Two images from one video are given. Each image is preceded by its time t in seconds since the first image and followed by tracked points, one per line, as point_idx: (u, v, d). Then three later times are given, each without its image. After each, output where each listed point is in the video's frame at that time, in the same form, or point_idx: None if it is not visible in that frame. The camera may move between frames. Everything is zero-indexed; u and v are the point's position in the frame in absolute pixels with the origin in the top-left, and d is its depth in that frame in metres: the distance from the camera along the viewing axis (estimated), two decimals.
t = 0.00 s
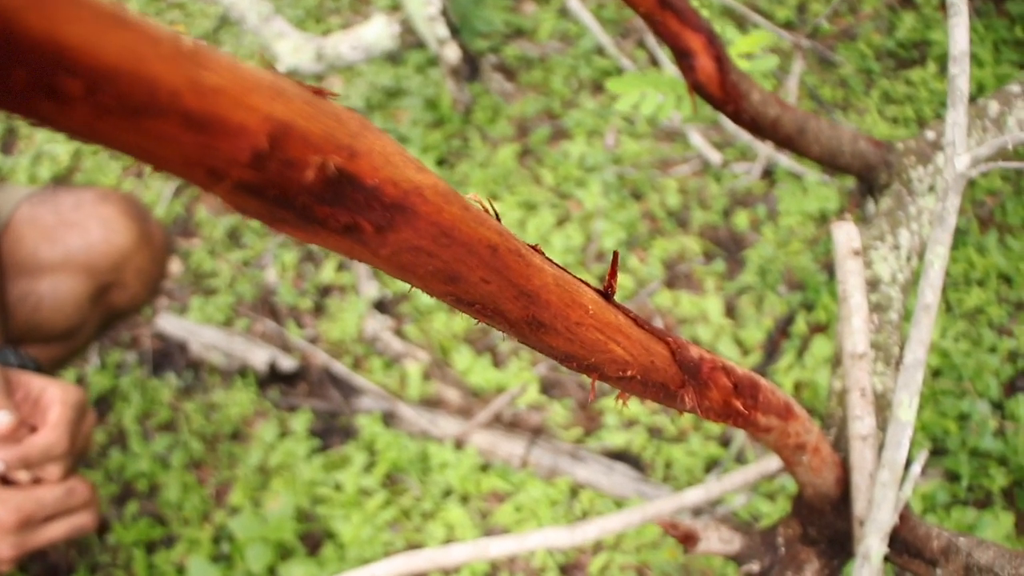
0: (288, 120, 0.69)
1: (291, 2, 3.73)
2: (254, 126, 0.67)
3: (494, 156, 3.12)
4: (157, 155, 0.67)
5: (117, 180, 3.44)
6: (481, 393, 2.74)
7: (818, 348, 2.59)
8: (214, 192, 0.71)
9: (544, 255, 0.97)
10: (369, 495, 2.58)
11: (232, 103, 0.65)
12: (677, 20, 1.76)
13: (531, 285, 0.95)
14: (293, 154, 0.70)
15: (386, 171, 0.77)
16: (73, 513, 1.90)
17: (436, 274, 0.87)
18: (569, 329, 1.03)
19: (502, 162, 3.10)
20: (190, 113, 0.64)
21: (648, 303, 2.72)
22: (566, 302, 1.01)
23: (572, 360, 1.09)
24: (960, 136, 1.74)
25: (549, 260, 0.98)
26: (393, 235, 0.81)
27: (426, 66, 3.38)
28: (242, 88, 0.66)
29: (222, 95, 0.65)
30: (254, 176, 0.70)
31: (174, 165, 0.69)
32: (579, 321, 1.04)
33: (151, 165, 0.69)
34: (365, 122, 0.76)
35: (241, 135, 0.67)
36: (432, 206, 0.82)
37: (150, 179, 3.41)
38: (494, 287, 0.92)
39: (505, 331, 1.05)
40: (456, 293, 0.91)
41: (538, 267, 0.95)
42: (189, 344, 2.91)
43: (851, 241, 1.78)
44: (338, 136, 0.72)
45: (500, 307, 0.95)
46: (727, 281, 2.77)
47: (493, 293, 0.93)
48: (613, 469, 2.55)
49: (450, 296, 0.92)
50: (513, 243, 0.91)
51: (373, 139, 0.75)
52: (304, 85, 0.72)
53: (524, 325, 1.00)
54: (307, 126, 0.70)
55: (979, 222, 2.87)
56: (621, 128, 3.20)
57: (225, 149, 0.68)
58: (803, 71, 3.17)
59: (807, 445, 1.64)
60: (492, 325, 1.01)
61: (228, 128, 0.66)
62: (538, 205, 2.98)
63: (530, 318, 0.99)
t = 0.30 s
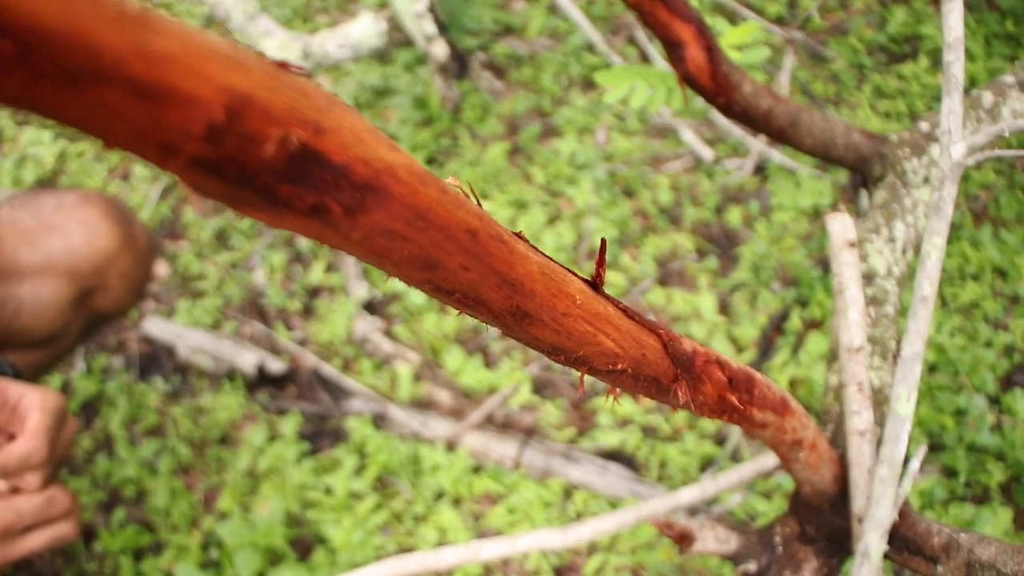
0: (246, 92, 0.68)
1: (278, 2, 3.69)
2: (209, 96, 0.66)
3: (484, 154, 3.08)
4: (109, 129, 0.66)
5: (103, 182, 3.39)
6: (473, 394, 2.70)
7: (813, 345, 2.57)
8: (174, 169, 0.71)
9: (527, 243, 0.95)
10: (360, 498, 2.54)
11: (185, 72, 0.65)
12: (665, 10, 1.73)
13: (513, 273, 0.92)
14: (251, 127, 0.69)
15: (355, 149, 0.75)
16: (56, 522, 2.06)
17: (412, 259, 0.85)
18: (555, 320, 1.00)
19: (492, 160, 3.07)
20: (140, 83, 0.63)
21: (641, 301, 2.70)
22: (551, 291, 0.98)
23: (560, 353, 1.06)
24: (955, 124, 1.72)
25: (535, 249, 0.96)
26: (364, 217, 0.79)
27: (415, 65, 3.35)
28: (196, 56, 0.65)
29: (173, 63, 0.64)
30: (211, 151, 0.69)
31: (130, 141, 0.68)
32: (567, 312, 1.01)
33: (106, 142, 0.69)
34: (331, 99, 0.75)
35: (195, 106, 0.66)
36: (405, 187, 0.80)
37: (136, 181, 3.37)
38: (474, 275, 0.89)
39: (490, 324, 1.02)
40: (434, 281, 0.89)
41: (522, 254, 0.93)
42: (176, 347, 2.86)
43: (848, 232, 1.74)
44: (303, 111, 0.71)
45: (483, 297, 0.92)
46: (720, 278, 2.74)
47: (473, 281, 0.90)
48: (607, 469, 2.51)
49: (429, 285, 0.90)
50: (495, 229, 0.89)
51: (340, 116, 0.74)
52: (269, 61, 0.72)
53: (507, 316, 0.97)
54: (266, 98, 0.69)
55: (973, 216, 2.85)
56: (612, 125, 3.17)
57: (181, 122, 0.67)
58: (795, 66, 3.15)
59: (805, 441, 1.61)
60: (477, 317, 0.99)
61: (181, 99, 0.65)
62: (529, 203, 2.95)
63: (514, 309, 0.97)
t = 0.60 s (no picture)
0: (202, 49, 0.60)
1: (264, 3, 3.66)
2: (160, 52, 0.59)
3: (473, 154, 3.06)
4: (41, 84, 0.59)
5: (88, 185, 3.35)
6: (464, 395, 2.67)
7: (807, 342, 2.55)
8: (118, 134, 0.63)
9: (512, 224, 0.90)
10: (351, 502, 2.51)
11: (129, 22, 0.57)
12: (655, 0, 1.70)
13: (499, 256, 0.87)
14: (208, 88, 0.62)
15: (326, 119, 0.68)
16: (37, 535, 2.11)
17: (389, 239, 0.79)
18: (544, 307, 0.96)
19: (481, 160, 3.04)
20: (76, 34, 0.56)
21: (633, 300, 2.67)
22: (539, 276, 0.93)
23: (548, 341, 1.02)
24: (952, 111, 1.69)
25: (520, 230, 0.91)
26: (336, 190, 0.73)
27: (403, 66, 3.32)
28: (145, 8, 0.57)
29: (116, 14, 0.56)
30: (161, 114, 0.62)
31: (65, 98, 0.60)
32: (556, 298, 0.97)
33: (39, 99, 0.61)
34: (299, 60, 0.67)
35: (144, 62, 0.58)
36: (381, 160, 0.73)
37: (122, 184, 3.32)
38: (458, 257, 0.84)
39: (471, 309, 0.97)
40: (415, 264, 0.83)
41: (506, 236, 0.87)
42: (164, 351, 2.82)
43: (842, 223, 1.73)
44: (267, 72, 0.64)
45: (464, 280, 0.87)
46: (713, 276, 2.72)
47: (455, 263, 0.85)
48: (600, 470, 2.48)
49: (409, 268, 0.84)
50: (476, 207, 0.84)
51: (309, 80, 0.67)
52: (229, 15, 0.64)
53: (492, 301, 0.92)
54: (224, 57, 0.62)
55: (966, 211, 2.84)
56: (602, 123, 3.14)
57: (127, 80, 0.59)
58: (785, 63, 3.13)
59: (803, 436, 1.59)
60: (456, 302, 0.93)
61: (126, 52, 0.58)
62: (519, 203, 2.92)
63: (498, 294, 0.91)
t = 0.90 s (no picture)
0: None
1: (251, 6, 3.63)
2: None
3: (462, 155, 3.04)
4: None
5: (77, 191, 3.32)
6: (455, 397, 2.65)
7: (800, 339, 2.53)
8: (41, 68, 0.55)
9: (492, 194, 0.83)
10: (341, 506, 2.48)
11: None
12: None
13: (479, 227, 0.80)
14: (142, 18, 0.54)
15: (279, 61, 0.61)
16: (18, 549, 2.10)
17: (355, 203, 0.71)
18: (529, 286, 0.89)
19: (471, 160, 3.02)
20: None
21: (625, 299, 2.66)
22: (521, 250, 0.86)
23: (533, 324, 0.95)
24: (949, 93, 1.57)
25: (500, 202, 0.84)
26: (293, 145, 0.65)
27: (391, 67, 3.29)
28: None
29: None
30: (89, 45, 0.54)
31: None
32: (541, 276, 0.90)
33: None
34: None
35: None
36: (345, 114, 0.66)
37: (110, 189, 3.29)
38: (433, 226, 0.77)
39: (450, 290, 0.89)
40: (386, 233, 0.75)
41: (485, 205, 0.80)
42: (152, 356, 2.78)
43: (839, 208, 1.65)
44: (210, 5, 0.57)
45: (442, 253, 0.80)
46: (704, 274, 2.71)
47: (431, 234, 0.77)
48: (593, 471, 2.45)
49: (380, 238, 0.76)
50: (452, 172, 0.76)
51: (260, 19, 0.60)
52: None
53: (473, 277, 0.85)
54: None
55: (958, 206, 2.83)
56: (591, 123, 3.13)
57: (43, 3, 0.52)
58: (774, 61, 3.12)
59: (801, 430, 1.56)
60: (433, 280, 0.85)
61: None
62: (509, 203, 2.90)
63: (479, 269, 0.84)
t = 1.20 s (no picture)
0: None
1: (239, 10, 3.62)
2: None
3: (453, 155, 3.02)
4: None
5: (66, 196, 3.29)
6: (447, 399, 2.62)
7: (795, 337, 2.51)
8: None
9: (465, 160, 0.75)
10: (332, 510, 2.45)
11: None
12: None
13: (449, 195, 0.72)
14: None
15: None
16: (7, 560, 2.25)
17: (310, 165, 0.62)
18: (506, 262, 0.83)
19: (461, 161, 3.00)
20: None
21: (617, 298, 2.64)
22: (496, 220, 0.79)
23: (514, 303, 0.90)
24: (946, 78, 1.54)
25: (472, 169, 0.77)
26: (236, 95, 0.56)
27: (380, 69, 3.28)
28: None
29: None
30: None
31: None
32: (520, 252, 0.84)
33: None
34: None
35: None
36: (298, 61, 0.56)
37: (100, 194, 3.27)
38: (399, 192, 0.68)
39: (419, 262, 0.81)
40: (346, 200, 0.66)
41: (456, 171, 0.72)
42: (141, 360, 2.75)
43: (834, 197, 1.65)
44: None
45: (409, 222, 0.72)
46: (697, 272, 2.69)
47: (396, 200, 0.69)
48: (587, 471, 2.41)
49: (340, 206, 0.68)
50: (419, 132, 0.68)
51: None
52: None
53: (444, 250, 0.77)
54: None
55: (952, 202, 2.81)
56: (583, 123, 3.12)
57: None
58: (765, 59, 3.12)
59: (798, 424, 1.55)
60: (400, 251, 0.77)
61: None
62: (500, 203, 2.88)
63: (450, 241, 0.76)
